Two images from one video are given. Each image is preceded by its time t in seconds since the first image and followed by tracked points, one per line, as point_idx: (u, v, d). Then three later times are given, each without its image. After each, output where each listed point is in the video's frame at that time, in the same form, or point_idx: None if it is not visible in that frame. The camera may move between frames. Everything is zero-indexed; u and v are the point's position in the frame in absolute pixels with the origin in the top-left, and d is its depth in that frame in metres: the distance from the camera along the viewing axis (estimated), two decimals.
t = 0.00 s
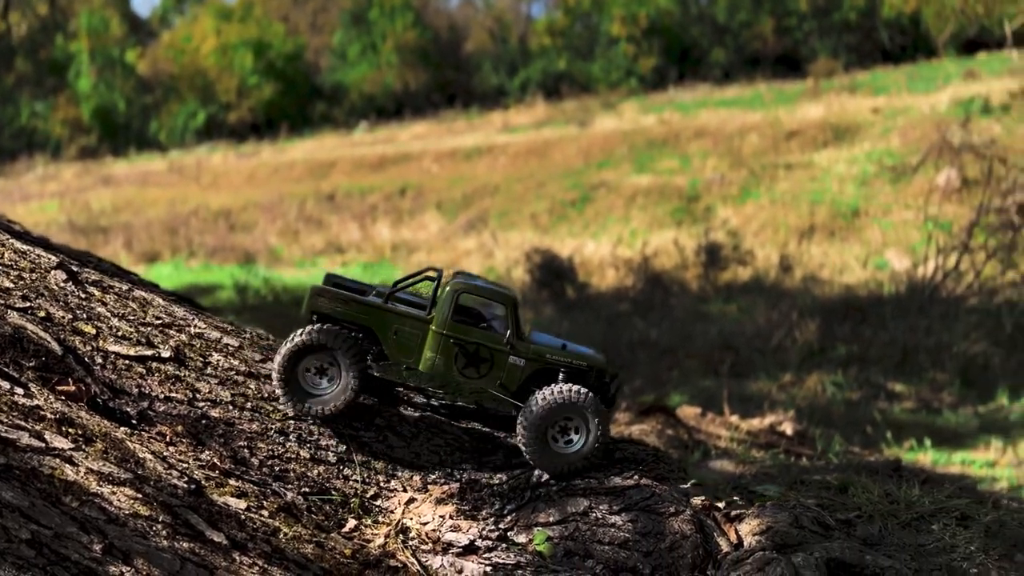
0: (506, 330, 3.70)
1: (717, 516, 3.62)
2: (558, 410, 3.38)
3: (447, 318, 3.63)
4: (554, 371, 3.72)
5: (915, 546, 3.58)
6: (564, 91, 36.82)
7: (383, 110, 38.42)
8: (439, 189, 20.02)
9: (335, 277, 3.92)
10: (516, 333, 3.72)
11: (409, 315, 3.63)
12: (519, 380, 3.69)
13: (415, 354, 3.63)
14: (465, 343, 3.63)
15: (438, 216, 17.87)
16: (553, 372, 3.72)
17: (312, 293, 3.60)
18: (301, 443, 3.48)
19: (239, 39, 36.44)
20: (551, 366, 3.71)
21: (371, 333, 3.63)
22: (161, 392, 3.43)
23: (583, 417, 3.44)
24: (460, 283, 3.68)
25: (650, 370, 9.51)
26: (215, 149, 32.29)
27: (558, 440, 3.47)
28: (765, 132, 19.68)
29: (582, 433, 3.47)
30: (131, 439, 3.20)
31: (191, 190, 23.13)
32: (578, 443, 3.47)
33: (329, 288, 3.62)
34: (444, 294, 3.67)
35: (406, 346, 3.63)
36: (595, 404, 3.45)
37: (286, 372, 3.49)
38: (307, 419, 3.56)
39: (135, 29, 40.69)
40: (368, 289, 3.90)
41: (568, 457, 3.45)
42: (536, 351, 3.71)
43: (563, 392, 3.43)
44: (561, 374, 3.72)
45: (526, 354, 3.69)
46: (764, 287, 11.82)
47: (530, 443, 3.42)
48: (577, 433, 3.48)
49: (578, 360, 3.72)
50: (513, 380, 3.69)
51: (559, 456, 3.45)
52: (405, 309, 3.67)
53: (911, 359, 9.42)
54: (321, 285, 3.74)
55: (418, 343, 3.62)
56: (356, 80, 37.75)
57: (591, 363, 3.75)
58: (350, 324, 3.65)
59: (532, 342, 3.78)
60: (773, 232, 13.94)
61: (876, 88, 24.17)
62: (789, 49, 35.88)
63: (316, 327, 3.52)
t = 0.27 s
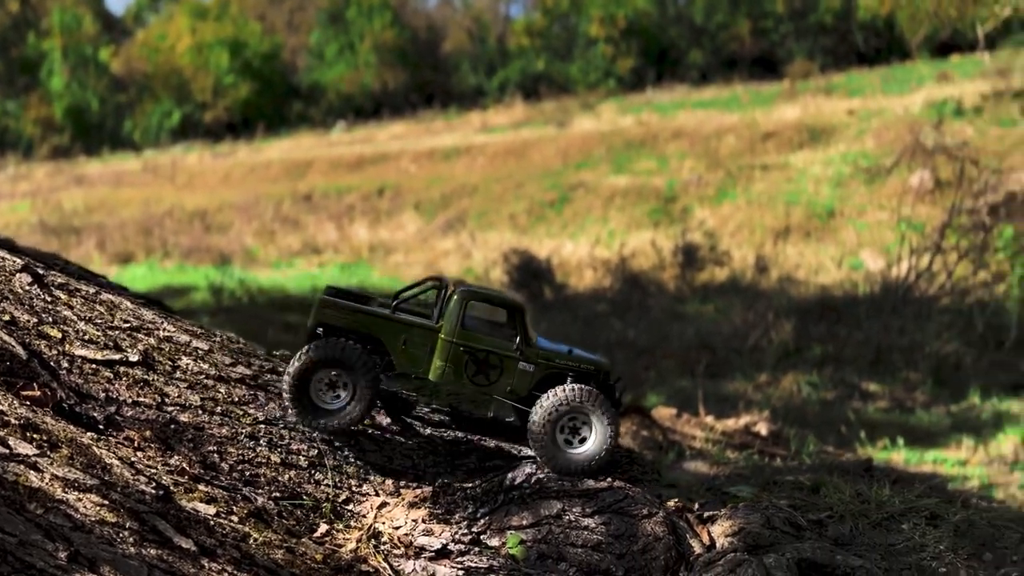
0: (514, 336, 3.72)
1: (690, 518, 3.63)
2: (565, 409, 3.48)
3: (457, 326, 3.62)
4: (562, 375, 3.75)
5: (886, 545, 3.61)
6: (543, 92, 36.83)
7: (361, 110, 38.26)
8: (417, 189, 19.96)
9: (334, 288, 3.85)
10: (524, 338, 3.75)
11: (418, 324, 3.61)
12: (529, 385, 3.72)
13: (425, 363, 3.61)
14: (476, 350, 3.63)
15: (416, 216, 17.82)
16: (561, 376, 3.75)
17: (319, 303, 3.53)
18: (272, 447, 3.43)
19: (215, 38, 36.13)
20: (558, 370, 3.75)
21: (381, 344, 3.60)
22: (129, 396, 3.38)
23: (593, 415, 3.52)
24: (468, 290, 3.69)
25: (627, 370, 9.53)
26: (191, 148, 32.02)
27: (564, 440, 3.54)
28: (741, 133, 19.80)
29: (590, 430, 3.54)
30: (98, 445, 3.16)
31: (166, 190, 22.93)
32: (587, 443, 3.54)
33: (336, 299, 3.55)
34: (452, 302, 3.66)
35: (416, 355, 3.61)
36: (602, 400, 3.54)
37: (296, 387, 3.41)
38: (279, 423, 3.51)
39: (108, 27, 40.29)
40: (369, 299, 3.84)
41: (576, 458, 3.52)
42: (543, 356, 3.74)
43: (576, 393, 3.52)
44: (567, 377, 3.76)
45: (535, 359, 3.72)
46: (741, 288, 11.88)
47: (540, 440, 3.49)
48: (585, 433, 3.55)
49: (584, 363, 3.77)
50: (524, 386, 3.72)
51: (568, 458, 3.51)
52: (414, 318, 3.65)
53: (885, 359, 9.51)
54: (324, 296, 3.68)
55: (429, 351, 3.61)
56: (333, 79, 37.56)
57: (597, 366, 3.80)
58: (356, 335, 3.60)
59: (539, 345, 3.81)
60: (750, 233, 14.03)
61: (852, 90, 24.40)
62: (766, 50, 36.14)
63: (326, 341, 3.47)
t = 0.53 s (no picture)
0: (513, 339, 3.69)
1: (650, 515, 3.65)
2: (563, 406, 3.49)
3: (456, 333, 3.59)
4: (562, 376, 3.71)
5: (841, 539, 3.67)
6: (514, 93, 36.87)
7: (331, 111, 38.06)
8: (387, 190, 19.89)
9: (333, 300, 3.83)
10: (523, 341, 3.72)
11: (416, 331, 3.58)
12: (528, 390, 3.70)
13: (424, 371, 3.59)
14: (474, 355, 3.60)
15: (387, 217, 17.76)
16: (561, 378, 3.71)
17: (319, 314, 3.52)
18: (229, 448, 3.39)
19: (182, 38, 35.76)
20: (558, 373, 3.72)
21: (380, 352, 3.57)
22: (83, 397, 3.32)
23: (593, 414, 3.53)
24: (464, 295, 3.66)
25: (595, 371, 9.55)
26: (158, 149, 31.64)
27: (563, 438, 3.55)
28: (710, 135, 19.97)
29: (591, 428, 3.55)
30: (50, 447, 3.13)
31: (132, 191, 22.63)
32: (588, 439, 3.56)
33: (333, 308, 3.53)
34: (449, 307, 3.63)
35: (415, 363, 3.58)
36: (602, 398, 3.56)
37: (299, 401, 3.39)
38: (235, 424, 3.47)
39: (73, 26, 39.72)
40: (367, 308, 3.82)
41: (578, 455, 3.54)
42: (542, 359, 3.71)
43: (576, 393, 3.52)
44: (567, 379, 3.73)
45: (533, 362, 3.70)
46: (708, 288, 11.97)
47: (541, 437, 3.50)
48: (587, 429, 3.56)
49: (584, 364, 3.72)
50: (525, 390, 3.70)
51: (569, 455, 3.53)
52: (412, 325, 3.63)
53: (849, 358, 9.63)
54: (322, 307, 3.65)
55: (428, 359, 3.59)
56: (304, 80, 37.31)
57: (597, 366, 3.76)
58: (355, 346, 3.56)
59: (538, 349, 3.79)
60: (718, 233, 14.15)
61: (818, 93, 24.72)
62: (735, 54, 36.54)
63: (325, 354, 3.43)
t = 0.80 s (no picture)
0: (515, 364, 3.80)
1: (603, 515, 3.68)
2: (563, 435, 3.55)
3: (460, 356, 3.70)
4: (564, 401, 3.82)
5: (791, 535, 3.74)
6: (477, 95, 36.85)
7: (294, 112, 37.72)
8: (350, 192, 19.76)
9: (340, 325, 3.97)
10: (525, 365, 3.82)
11: (420, 355, 3.69)
12: (530, 413, 3.79)
13: (426, 394, 3.70)
14: (477, 379, 3.71)
15: (349, 220, 17.65)
16: (562, 402, 3.82)
17: (324, 336, 3.67)
18: (178, 453, 3.36)
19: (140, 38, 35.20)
20: (559, 397, 3.82)
21: (385, 375, 3.67)
22: (27, 402, 3.24)
23: (593, 443, 3.59)
24: (469, 320, 3.77)
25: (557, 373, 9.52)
26: (115, 150, 31.10)
27: (565, 467, 3.59)
28: (672, 138, 20.16)
29: (592, 457, 3.60)
30: None
31: (88, 193, 22.22)
32: (589, 467, 3.60)
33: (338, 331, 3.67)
34: (453, 331, 3.75)
35: (419, 385, 3.69)
36: (603, 426, 3.62)
37: (303, 419, 3.51)
38: (185, 429, 3.45)
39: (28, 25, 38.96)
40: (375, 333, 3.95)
41: (579, 483, 3.58)
42: (544, 383, 3.82)
43: (576, 420, 3.59)
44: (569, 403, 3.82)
45: (535, 386, 3.81)
46: (670, 289, 12.07)
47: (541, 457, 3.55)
48: (587, 458, 3.61)
49: (585, 389, 3.83)
50: (527, 413, 3.80)
51: (570, 483, 3.57)
52: (416, 348, 3.74)
53: (806, 357, 9.78)
54: (328, 331, 3.80)
55: (432, 382, 3.69)
56: (265, 81, 36.91)
57: (598, 391, 3.87)
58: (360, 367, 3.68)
59: (540, 374, 3.89)
60: (679, 235, 14.29)
61: (778, 97, 25.08)
62: (697, 58, 36.92)
63: (329, 372, 3.57)
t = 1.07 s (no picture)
0: (514, 374, 3.79)
1: (557, 518, 3.67)
2: (565, 443, 3.61)
3: (461, 366, 3.66)
4: (559, 410, 3.83)
5: (742, 535, 3.79)
6: (433, 98, 36.74)
7: (246, 114, 37.22)
8: (304, 195, 19.54)
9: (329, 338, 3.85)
10: (522, 376, 3.82)
11: (421, 364, 3.62)
12: (528, 423, 3.76)
13: (427, 404, 3.61)
14: (478, 389, 3.67)
15: (302, 223, 17.46)
16: (558, 412, 3.83)
17: (324, 346, 3.53)
18: (123, 462, 3.27)
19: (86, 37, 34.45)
20: (555, 407, 3.83)
21: (384, 385, 3.58)
22: None
23: (593, 449, 3.66)
24: (469, 329, 3.75)
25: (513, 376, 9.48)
26: (60, 151, 30.38)
27: (565, 474, 3.64)
28: (626, 141, 20.32)
29: (590, 463, 3.65)
30: None
31: (32, 196, 21.67)
32: (586, 475, 3.65)
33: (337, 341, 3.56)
34: (454, 342, 3.71)
35: (419, 396, 3.60)
36: (601, 435, 3.69)
37: (305, 433, 3.44)
38: (130, 440, 3.37)
39: None
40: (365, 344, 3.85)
41: (577, 490, 3.63)
42: (541, 393, 3.82)
43: (579, 427, 3.64)
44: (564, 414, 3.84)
45: (533, 397, 3.79)
46: (625, 292, 12.15)
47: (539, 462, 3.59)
48: (585, 465, 3.66)
49: (578, 399, 3.87)
50: (526, 424, 3.77)
51: (570, 489, 3.62)
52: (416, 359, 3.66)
53: (757, 358, 9.92)
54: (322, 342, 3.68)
55: (433, 392, 3.61)
56: (216, 82, 36.34)
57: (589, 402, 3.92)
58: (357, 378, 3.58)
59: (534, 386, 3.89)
60: (634, 238, 14.41)
61: (730, 101, 25.43)
62: (651, 61, 37.26)
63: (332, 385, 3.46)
